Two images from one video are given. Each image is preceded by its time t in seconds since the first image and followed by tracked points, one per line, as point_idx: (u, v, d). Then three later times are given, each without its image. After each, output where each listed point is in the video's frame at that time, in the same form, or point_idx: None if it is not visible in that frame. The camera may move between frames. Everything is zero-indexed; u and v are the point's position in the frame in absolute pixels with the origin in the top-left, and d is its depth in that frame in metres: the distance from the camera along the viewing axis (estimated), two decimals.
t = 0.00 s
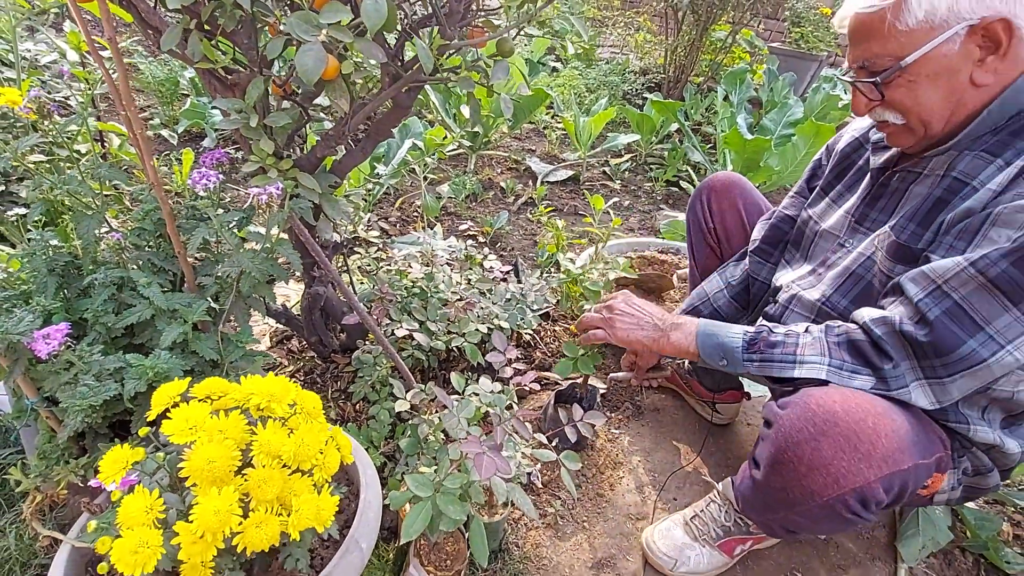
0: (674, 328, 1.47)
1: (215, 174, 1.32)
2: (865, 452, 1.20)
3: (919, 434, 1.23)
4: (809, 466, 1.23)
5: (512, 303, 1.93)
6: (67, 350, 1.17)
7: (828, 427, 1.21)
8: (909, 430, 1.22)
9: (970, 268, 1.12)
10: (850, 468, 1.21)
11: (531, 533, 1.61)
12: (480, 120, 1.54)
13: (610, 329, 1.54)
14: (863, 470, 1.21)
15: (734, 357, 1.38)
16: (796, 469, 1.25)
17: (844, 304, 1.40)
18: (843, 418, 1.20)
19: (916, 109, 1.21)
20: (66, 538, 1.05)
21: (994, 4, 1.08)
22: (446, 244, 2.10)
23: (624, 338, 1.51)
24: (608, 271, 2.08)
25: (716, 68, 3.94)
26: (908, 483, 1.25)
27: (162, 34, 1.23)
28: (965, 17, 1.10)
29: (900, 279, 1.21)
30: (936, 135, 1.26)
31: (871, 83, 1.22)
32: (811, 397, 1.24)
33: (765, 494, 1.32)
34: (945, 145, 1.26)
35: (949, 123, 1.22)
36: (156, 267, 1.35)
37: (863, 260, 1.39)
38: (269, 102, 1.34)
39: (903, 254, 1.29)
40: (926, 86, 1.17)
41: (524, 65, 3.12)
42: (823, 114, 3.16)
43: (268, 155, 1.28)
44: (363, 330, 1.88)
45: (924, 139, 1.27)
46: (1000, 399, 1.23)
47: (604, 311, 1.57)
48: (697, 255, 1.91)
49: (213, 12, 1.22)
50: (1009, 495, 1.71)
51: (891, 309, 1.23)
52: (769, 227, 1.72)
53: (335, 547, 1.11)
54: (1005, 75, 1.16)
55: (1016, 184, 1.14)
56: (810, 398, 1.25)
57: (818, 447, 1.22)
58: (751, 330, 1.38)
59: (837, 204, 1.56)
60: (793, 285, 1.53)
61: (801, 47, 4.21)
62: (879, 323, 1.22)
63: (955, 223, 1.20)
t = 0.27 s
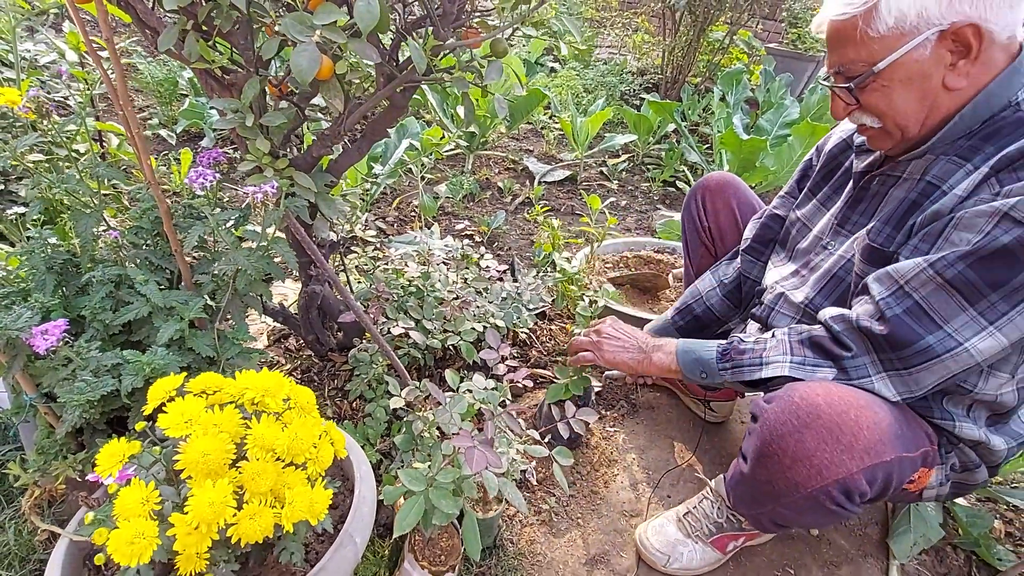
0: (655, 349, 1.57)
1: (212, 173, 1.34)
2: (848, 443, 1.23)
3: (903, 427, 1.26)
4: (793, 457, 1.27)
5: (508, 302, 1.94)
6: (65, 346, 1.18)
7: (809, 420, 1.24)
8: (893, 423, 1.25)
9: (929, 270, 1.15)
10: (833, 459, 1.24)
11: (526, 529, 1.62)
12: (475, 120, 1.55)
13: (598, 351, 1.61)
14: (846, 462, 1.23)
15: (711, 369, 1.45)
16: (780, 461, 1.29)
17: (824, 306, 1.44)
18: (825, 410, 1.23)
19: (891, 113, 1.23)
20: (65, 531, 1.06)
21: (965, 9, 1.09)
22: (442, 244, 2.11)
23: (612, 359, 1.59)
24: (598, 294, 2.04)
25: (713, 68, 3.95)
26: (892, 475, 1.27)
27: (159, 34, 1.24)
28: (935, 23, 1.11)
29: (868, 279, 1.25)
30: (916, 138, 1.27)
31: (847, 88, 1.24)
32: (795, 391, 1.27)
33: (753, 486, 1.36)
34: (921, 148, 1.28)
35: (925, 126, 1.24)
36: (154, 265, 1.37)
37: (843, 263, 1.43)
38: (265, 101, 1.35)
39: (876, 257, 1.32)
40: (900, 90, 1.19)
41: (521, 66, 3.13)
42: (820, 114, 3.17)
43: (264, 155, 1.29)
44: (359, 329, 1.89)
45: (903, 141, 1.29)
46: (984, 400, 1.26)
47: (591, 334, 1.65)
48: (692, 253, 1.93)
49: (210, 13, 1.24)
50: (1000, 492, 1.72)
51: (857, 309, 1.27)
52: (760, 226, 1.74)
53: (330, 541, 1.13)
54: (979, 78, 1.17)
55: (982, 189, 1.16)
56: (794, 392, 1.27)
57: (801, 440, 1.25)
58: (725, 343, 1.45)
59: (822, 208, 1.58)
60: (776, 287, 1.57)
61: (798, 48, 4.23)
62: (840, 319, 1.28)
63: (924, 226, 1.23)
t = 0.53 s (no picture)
0: (649, 361, 1.58)
1: (213, 174, 1.35)
2: (837, 442, 1.24)
3: (893, 426, 1.27)
4: (784, 456, 1.28)
5: (506, 303, 1.95)
6: (66, 345, 1.19)
7: (799, 418, 1.26)
8: (883, 422, 1.26)
9: (908, 277, 1.18)
10: (823, 458, 1.25)
11: (523, 529, 1.63)
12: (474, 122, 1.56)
13: (594, 362, 1.63)
14: (836, 460, 1.25)
15: (701, 378, 1.47)
16: (772, 459, 1.30)
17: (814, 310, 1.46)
18: (814, 409, 1.24)
19: (879, 119, 1.24)
20: (66, 529, 1.07)
21: (951, 17, 1.10)
22: (441, 245, 2.12)
23: (606, 371, 1.60)
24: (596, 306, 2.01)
25: (712, 70, 3.96)
26: (883, 474, 1.28)
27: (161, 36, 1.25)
28: (921, 31, 1.12)
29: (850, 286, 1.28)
30: (904, 144, 1.29)
31: (835, 95, 1.25)
32: (785, 391, 1.28)
33: (746, 485, 1.37)
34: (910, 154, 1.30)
35: (914, 131, 1.26)
36: (154, 266, 1.38)
37: (833, 267, 1.45)
38: (265, 102, 1.36)
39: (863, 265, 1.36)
40: (888, 97, 1.20)
41: (521, 67, 3.14)
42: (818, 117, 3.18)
43: (264, 156, 1.30)
44: (358, 329, 1.90)
45: (892, 147, 1.30)
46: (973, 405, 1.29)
47: (588, 346, 1.67)
48: (690, 254, 1.95)
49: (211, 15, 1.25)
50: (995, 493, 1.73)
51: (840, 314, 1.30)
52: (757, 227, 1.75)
53: (329, 539, 1.14)
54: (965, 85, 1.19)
55: (963, 199, 1.19)
56: (784, 392, 1.29)
57: (792, 438, 1.27)
58: (714, 353, 1.47)
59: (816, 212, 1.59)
60: (768, 290, 1.59)
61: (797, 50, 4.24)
62: (822, 323, 1.32)
63: (908, 233, 1.26)
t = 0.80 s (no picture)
0: (642, 365, 1.57)
1: (212, 175, 1.35)
2: (827, 441, 1.26)
3: (882, 426, 1.28)
4: (775, 455, 1.30)
5: (504, 304, 1.96)
6: (65, 344, 1.20)
7: (789, 418, 1.27)
8: (872, 421, 1.27)
9: (900, 287, 1.20)
10: (812, 457, 1.27)
11: (519, 529, 1.64)
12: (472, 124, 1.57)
13: (587, 367, 1.61)
14: (825, 459, 1.26)
15: (694, 383, 1.47)
16: (763, 458, 1.32)
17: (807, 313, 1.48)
18: (804, 409, 1.26)
19: (881, 126, 1.25)
20: (64, 527, 1.08)
21: (955, 25, 1.11)
22: (439, 246, 2.13)
23: (600, 376, 1.59)
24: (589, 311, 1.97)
25: (711, 73, 3.97)
26: (873, 473, 1.29)
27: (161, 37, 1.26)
28: (925, 39, 1.13)
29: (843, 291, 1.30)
30: (905, 151, 1.30)
31: (838, 101, 1.26)
32: (776, 392, 1.30)
33: (739, 484, 1.39)
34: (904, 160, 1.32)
35: (916, 139, 1.27)
36: (153, 265, 1.38)
37: (829, 272, 1.46)
38: (265, 104, 1.37)
39: (856, 270, 1.37)
40: (891, 104, 1.21)
41: (519, 69, 3.15)
42: (815, 120, 3.19)
43: (263, 157, 1.31)
44: (356, 330, 1.91)
45: (893, 153, 1.31)
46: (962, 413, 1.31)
47: (580, 351, 1.65)
48: (686, 256, 1.94)
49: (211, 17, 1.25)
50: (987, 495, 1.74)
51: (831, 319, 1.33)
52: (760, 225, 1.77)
53: (325, 538, 1.15)
54: (969, 93, 1.20)
55: (958, 211, 1.20)
56: (776, 392, 1.30)
57: (782, 437, 1.29)
58: (708, 356, 1.48)
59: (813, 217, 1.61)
60: (764, 291, 1.61)
61: (795, 54, 4.26)
62: (812, 328, 1.35)
63: (902, 242, 1.28)
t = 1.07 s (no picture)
0: (638, 367, 1.57)
1: (212, 178, 1.36)
2: (819, 446, 1.27)
3: (874, 432, 1.30)
4: (768, 459, 1.32)
5: (502, 307, 1.98)
6: (66, 345, 1.20)
7: (782, 423, 1.29)
8: (864, 428, 1.29)
9: (896, 300, 1.22)
10: (804, 462, 1.28)
11: (516, 531, 1.65)
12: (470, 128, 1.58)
13: (584, 368, 1.61)
14: (818, 465, 1.28)
15: (690, 385, 1.48)
16: (757, 463, 1.34)
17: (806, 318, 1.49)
18: (797, 414, 1.28)
19: (889, 137, 1.26)
20: (64, 528, 1.09)
21: (967, 38, 1.12)
22: (437, 249, 2.14)
23: (597, 377, 1.58)
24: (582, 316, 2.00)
25: (708, 78, 3.99)
26: (865, 479, 1.30)
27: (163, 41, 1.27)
28: (935, 52, 1.14)
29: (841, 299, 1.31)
30: (914, 162, 1.31)
31: (847, 111, 1.28)
32: (770, 398, 1.32)
33: (733, 489, 1.41)
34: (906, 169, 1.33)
35: (924, 151, 1.28)
36: (153, 267, 1.39)
37: (830, 278, 1.48)
38: (265, 107, 1.38)
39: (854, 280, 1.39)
40: (899, 115, 1.23)
41: (518, 73, 3.16)
42: (812, 125, 3.21)
43: (264, 161, 1.32)
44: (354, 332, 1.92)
45: (900, 164, 1.32)
46: (952, 425, 1.34)
47: (577, 352, 1.65)
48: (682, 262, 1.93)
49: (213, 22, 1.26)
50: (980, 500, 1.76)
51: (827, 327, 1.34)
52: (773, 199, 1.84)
53: (324, 540, 1.15)
54: (980, 107, 1.20)
55: (959, 226, 1.22)
56: (770, 397, 1.33)
57: (775, 442, 1.30)
58: (704, 359, 1.48)
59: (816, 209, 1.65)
60: (766, 292, 1.63)
61: (792, 59, 4.28)
62: (806, 336, 1.37)
63: (903, 254, 1.29)
